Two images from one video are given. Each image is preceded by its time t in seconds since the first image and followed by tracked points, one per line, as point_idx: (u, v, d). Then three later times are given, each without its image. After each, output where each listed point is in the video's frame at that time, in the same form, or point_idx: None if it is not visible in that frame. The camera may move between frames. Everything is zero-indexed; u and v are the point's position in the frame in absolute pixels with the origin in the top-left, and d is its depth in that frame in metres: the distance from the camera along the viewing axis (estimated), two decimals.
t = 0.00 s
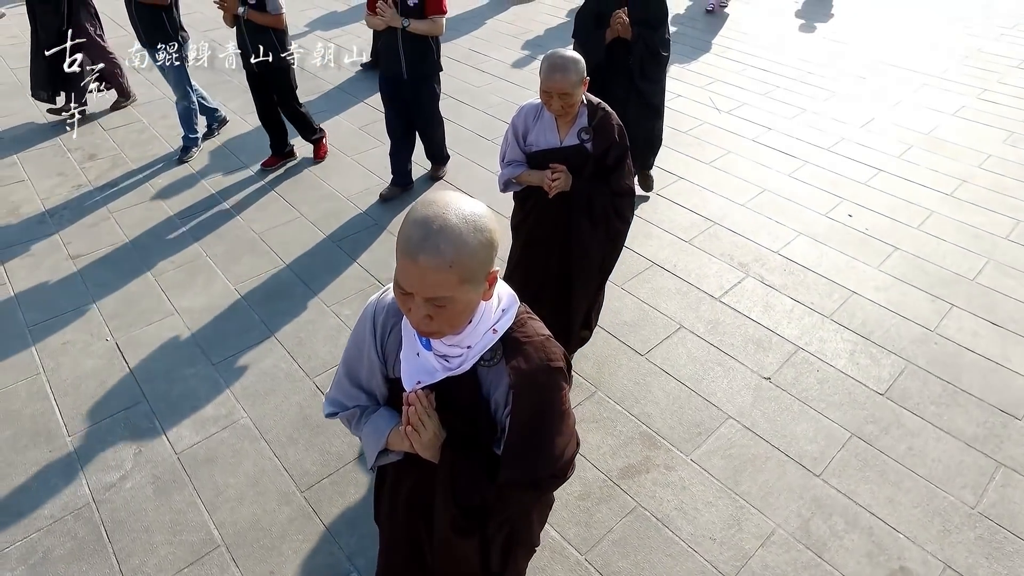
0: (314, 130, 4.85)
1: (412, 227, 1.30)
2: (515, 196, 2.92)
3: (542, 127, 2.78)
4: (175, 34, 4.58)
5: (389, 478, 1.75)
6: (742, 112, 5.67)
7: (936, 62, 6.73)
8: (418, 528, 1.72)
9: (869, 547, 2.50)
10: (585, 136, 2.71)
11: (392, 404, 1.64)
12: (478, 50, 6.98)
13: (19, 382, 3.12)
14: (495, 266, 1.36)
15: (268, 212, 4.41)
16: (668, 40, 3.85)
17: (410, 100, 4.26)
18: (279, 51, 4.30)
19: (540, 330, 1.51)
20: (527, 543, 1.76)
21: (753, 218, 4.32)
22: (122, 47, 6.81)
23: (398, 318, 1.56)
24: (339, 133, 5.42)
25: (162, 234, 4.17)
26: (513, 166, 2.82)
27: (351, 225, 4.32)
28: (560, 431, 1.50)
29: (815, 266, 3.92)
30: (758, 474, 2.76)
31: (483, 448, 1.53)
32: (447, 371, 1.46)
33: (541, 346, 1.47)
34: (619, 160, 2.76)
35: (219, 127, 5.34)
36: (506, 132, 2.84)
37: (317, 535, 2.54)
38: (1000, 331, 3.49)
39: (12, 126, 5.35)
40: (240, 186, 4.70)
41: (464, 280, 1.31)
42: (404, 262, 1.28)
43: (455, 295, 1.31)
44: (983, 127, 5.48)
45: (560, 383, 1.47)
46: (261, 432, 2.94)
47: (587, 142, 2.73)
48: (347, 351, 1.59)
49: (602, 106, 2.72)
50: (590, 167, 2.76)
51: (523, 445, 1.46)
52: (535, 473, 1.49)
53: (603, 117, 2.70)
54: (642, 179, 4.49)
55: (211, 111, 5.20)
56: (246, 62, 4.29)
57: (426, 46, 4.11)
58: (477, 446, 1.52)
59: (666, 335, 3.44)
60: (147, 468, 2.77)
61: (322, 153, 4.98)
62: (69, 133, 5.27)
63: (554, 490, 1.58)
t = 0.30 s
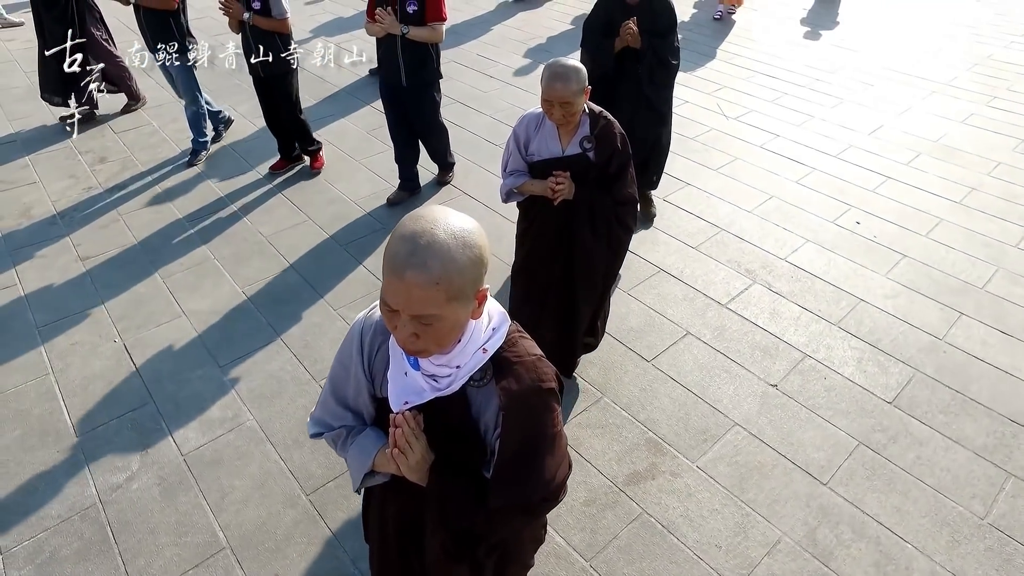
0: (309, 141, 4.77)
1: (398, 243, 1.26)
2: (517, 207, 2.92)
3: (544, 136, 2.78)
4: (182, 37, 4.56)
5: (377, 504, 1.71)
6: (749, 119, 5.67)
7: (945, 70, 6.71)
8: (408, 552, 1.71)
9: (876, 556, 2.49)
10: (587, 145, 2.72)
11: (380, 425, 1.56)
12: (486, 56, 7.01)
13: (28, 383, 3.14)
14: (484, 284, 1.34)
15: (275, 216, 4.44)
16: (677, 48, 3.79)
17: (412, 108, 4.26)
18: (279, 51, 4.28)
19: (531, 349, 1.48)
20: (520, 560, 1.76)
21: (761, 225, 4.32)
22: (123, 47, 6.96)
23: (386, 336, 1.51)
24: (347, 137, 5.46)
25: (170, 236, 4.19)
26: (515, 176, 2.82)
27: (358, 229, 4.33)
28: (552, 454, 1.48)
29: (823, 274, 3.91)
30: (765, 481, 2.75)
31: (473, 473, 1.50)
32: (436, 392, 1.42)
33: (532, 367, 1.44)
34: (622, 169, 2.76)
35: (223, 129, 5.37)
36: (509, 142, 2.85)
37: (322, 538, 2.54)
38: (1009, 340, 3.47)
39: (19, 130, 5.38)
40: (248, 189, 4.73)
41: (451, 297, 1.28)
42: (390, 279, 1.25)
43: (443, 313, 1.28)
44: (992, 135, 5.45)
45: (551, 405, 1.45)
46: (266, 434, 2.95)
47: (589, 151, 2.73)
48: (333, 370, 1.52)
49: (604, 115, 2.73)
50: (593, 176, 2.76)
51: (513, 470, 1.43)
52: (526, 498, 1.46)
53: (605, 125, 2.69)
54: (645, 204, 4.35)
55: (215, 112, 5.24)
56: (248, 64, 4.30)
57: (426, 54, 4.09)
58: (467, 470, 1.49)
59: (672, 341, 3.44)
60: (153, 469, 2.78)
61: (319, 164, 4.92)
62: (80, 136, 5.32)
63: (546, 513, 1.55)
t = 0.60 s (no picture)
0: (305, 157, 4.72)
1: (381, 258, 1.24)
2: (513, 218, 2.86)
3: (541, 144, 2.73)
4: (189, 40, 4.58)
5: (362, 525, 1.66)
6: (756, 125, 5.66)
7: (953, 76, 6.69)
8: None
9: (883, 565, 2.47)
10: (585, 152, 2.67)
11: (363, 443, 1.54)
12: (493, 61, 7.04)
13: (36, 383, 3.16)
14: (469, 301, 1.31)
15: (283, 219, 4.46)
16: (688, 58, 3.76)
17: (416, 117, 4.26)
18: (278, 51, 4.21)
19: (520, 370, 1.45)
20: None
21: (768, 231, 4.31)
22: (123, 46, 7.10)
23: (371, 353, 1.48)
24: (355, 141, 5.48)
25: (178, 238, 4.22)
26: (511, 186, 2.77)
27: (365, 232, 4.35)
28: (539, 478, 1.43)
29: (831, 281, 3.90)
30: (771, 489, 2.73)
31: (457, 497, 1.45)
32: (420, 413, 1.39)
33: (520, 389, 1.41)
34: (620, 176, 2.74)
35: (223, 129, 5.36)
36: (505, 152, 2.80)
37: (326, 541, 2.54)
38: (1018, 348, 3.44)
39: (27, 133, 5.40)
40: (257, 192, 4.75)
41: (434, 315, 1.24)
42: (371, 295, 1.22)
43: (425, 331, 1.24)
44: (1001, 142, 5.43)
45: (539, 428, 1.41)
46: (272, 436, 2.96)
47: (587, 159, 2.68)
48: (317, 387, 1.50)
49: (601, 122, 2.71)
50: (591, 184, 2.73)
51: (497, 494, 1.39)
52: (511, 523, 1.42)
53: (602, 132, 2.67)
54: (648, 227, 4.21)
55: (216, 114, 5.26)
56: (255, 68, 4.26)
57: (426, 61, 4.10)
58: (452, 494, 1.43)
59: (679, 347, 3.43)
60: (159, 470, 2.79)
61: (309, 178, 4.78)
62: (90, 139, 5.36)
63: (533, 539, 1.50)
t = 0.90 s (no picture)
0: (302, 168, 4.74)
1: (363, 273, 1.22)
2: (508, 227, 2.78)
3: (537, 149, 2.66)
4: (194, 38, 4.55)
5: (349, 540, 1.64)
6: (763, 131, 5.65)
7: (962, 83, 6.66)
8: None
9: None
10: (580, 158, 2.59)
11: (348, 461, 1.51)
12: (500, 66, 7.06)
13: (44, 383, 3.18)
14: (455, 317, 1.29)
15: (290, 222, 4.47)
16: (703, 72, 3.73)
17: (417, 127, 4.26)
18: (278, 51, 4.20)
19: (509, 389, 1.44)
20: None
21: (775, 237, 4.30)
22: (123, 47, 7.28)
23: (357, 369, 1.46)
24: (362, 144, 5.50)
25: (186, 241, 4.24)
26: (506, 194, 2.69)
27: (372, 236, 4.36)
28: (527, 501, 1.42)
29: (838, 288, 3.88)
30: (777, 497, 2.71)
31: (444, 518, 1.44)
32: (405, 432, 1.38)
33: (508, 408, 1.40)
34: (616, 181, 2.64)
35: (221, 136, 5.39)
36: (500, 158, 2.72)
37: (330, 545, 2.54)
38: None
39: (39, 135, 5.45)
40: (264, 195, 4.77)
41: (417, 333, 1.23)
42: (353, 311, 1.20)
43: (408, 348, 1.23)
44: (1010, 150, 5.40)
45: (528, 449, 1.40)
46: (277, 439, 2.96)
47: (582, 165, 2.60)
48: (301, 404, 1.47)
49: (597, 127, 2.62)
50: (586, 190, 2.63)
51: (484, 515, 1.39)
52: (498, 544, 1.41)
53: (598, 138, 2.59)
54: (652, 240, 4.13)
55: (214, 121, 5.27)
56: (261, 72, 4.26)
57: (428, 67, 4.08)
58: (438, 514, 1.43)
59: (685, 354, 3.42)
60: (164, 472, 2.79)
61: (301, 188, 4.75)
62: (100, 141, 5.40)
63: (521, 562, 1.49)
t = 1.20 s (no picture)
0: (305, 176, 4.65)
1: (347, 284, 1.17)
2: (505, 235, 2.72)
3: (533, 156, 2.58)
4: (200, 40, 4.56)
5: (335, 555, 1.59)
6: (771, 137, 5.64)
7: (972, 90, 6.63)
8: None
9: None
10: (578, 165, 2.51)
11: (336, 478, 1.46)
12: (508, 70, 7.08)
13: (51, 384, 3.19)
14: (443, 332, 1.24)
15: (297, 225, 4.49)
16: (718, 82, 3.69)
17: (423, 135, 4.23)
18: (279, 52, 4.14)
19: (500, 404, 1.40)
20: None
21: (783, 244, 4.28)
22: (123, 47, 7.40)
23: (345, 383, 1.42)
24: (370, 148, 5.52)
25: (194, 244, 4.25)
26: (502, 201, 2.62)
27: (378, 239, 4.36)
28: (518, 520, 1.38)
29: (847, 295, 3.86)
30: (785, 505, 2.69)
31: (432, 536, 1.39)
32: (393, 449, 1.32)
33: (499, 424, 1.36)
34: (614, 188, 2.56)
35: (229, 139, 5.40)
36: (496, 164, 2.64)
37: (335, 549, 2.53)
38: None
39: (50, 136, 5.50)
40: (272, 198, 4.78)
41: (402, 348, 1.17)
42: (337, 325, 1.15)
43: (392, 364, 1.17)
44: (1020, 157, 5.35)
45: (520, 467, 1.36)
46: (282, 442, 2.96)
47: (580, 171, 2.52)
48: (289, 418, 1.43)
49: (595, 134, 2.54)
50: (583, 197, 2.54)
51: (474, 534, 1.35)
52: (488, 563, 1.38)
53: (597, 144, 2.51)
54: (659, 247, 4.12)
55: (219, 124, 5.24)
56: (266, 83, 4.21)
57: (433, 71, 4.07)
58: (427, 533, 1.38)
59: (692, 360, 3.40)
60: (170, 473, 2.80)
61: (302, 197, 4.68)
62: (111, 143, 5.44)
63: None
